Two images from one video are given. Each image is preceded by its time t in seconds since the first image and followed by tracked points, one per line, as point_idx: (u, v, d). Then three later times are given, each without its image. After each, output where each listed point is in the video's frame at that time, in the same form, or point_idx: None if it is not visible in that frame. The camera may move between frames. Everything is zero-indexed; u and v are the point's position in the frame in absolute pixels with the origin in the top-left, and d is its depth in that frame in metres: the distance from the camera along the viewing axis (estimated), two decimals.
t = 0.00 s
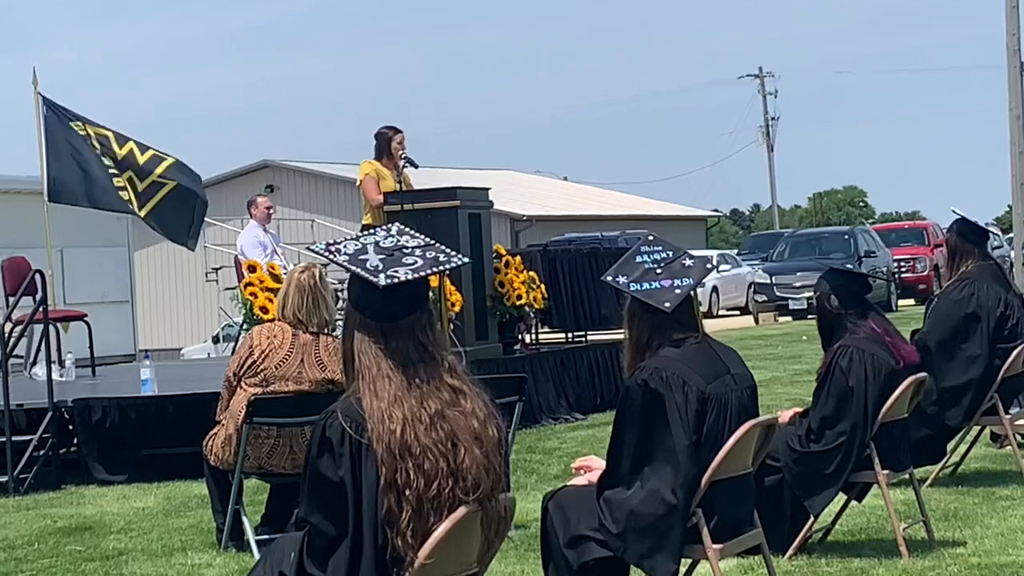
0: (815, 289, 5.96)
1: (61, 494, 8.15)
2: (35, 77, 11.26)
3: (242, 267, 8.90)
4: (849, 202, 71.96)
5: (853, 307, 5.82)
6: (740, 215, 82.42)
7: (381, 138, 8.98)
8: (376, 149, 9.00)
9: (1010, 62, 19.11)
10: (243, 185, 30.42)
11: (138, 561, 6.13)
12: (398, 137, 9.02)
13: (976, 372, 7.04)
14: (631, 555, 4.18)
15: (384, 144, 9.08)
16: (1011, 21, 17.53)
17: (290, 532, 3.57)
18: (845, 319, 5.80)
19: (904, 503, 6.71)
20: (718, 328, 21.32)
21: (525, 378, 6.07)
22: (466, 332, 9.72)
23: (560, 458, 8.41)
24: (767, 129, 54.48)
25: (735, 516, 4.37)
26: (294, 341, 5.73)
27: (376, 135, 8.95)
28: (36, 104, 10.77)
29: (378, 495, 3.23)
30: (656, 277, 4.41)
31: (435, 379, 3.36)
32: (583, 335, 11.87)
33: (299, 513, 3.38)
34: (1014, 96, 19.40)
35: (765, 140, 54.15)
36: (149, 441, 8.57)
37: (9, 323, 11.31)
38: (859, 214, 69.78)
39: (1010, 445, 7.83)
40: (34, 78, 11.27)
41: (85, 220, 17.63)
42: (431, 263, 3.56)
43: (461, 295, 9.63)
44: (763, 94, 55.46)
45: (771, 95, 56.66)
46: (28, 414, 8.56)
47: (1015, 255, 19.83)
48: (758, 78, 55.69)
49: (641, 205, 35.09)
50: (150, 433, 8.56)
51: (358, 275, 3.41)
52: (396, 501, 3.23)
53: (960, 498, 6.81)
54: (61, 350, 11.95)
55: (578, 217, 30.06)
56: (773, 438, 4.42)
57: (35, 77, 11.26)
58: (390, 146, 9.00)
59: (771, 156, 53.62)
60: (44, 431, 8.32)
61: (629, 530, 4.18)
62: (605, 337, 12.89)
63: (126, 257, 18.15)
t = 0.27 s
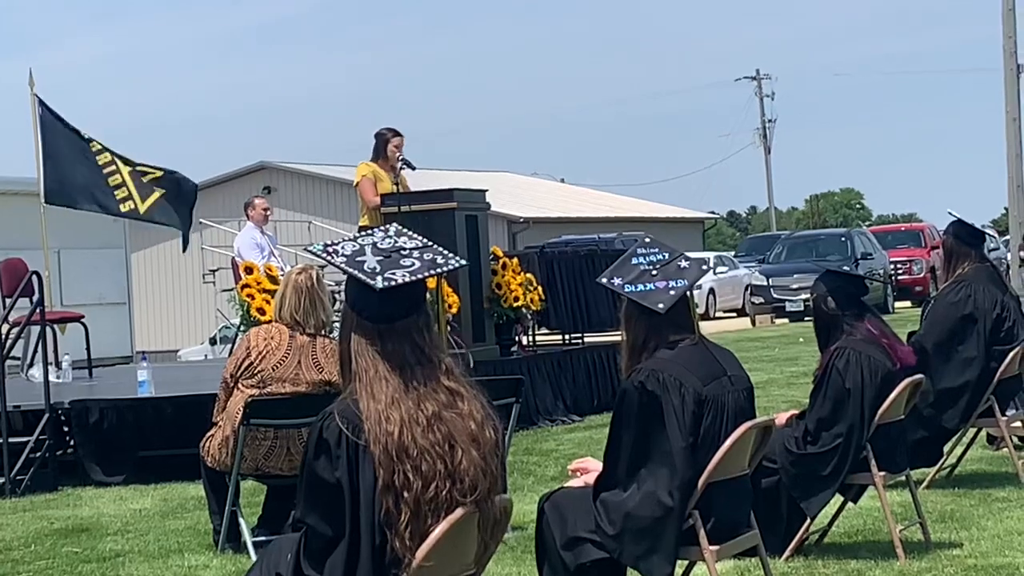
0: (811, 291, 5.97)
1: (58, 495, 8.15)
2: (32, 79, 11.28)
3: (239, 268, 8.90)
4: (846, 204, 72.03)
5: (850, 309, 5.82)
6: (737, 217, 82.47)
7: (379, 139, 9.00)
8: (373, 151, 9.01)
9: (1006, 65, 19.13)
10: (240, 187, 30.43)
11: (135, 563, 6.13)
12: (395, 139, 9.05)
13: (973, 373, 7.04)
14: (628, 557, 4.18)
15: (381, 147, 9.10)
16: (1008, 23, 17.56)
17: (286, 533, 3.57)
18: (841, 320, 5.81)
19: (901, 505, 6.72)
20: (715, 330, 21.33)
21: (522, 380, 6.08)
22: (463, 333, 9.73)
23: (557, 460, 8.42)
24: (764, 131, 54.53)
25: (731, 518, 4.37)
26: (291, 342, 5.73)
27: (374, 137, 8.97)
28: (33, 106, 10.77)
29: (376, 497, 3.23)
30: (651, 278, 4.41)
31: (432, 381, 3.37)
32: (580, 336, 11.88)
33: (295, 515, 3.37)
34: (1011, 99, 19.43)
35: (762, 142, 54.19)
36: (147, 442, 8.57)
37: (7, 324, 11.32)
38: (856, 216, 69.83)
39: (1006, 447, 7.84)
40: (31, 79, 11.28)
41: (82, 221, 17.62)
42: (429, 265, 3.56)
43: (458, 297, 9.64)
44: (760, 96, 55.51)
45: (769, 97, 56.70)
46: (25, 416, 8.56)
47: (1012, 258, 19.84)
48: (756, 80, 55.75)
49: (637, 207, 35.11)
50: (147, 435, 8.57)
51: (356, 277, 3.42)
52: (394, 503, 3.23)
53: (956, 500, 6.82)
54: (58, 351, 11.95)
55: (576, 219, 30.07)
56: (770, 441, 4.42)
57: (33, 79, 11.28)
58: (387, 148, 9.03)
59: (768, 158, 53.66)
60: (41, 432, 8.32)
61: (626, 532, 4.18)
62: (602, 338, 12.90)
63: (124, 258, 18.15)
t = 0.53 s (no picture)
0: (812, 291, 5.97)
1: (58, 494, 8.15)
2: (32, 78, 11.28)
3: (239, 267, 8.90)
4: (846, 203, 72.04)
5: (851, 308, 5.82)
6: (737, 217, 82.50)
7: (380, 139, 8.99)
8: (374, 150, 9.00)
9: (1006, 65, 19.12)
10: (240, 186, 30.42)
11: (135, 562, 6.13)
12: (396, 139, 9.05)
13: (974, 373, 7.04)
14: (628, 557, 4.18)
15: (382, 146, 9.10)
16: (1008, 24, 17.55)
17: (287, 532, 3.56)
18: (842, 320, 5.81)
19: (902, 505, 6.72)
20: (716, 330, 21.32)
21: (522, 379, 6.08)
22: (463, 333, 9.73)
23: (557, 460, 8.42)
24: (764, 131, 54.53)
25: (732, 518, 4.36)
26: (292, 341, 5.73)
27: (374, 136, 8.97)
28: (33, 105, 10.77)
29: (377, 496, 3.23)
30: (650, 277, 4.42)
31: (434, 381, 3.36)
32: (580, 336, 11.88)
33: (296, 514, 3.37)
34: (1011, 99, 19.42)
35: (761, 142, 54.19)
36: (147, 441, 8.57)
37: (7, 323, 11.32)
38: (856, 216, 69.83)
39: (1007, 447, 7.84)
40: (31, 79, 11.28)
41: (82, 220, 17.62)
42: (432, 264, 3.56)
43: (458, 296, 9.64)
44: (760, 96, 55.52)
45: (769, 97, 56.71)
46: (25, 415, 8.56)
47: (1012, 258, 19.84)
48: (756, 80, 55.77)
49: (637, 207, 35.11)
50: (147, 434, 8.56)
51: (359, 276, 3.42)
52: (395, 503, 3.23)
53: (957, 500, 6.82)
54: (58, 350, 11.95)
55: (576, 219, 30.06)
56: (771, 440, 4.42)
57: (33, 78, 11.28)
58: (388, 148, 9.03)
59: (767, 158, 53.66)
60: (41, 431, 8.31)
61: (627, 532, 4.18)
62: (602, 338, 12.90)
63: (124, 257, 18.14)
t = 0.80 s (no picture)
0: (817, 288, 5.96)
1: (63, 491, 8.17)
2: (37, 75, 11.29)
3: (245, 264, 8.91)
4: (850, 200, 71.97)
5: (856, 305, 5.82)
6: (742, 214, 82.44)
7: (385, 136, 8.97)
8: (379, 147, 8.99)
9: (1012, 61, 19.08)
10: (245, 183, 30.44)
11: (141, 558, 6.14)
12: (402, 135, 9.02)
13: (979, 370, 7.05)
14: (634, 553, 4.18)
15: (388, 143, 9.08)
16: (1013, 20, 17.51)
17: (293, 529, 3.57)
18: (847, 317, 5.81)
19: (907, 501, 6.72)
20: (720, 327, 21.32)
21: (528, 376, 6.09)
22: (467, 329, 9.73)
23: (562, 457, 8.42)
24: (768, 128, 54.47)
25: (738, 515, 4.36)
26: (297, 338, 5.73)
27: (380, 133, 8.95)
28: (38, 102, 10.79)
29: (383, 493, 3.23)
30: (654, 274, 4.42)
31: (439, 377, 3.37)
32: (585, 333, 11.88)
33: (302, 510, 3.37)
34: (1017, 95, 19.38)
35: (766, 139, 54.14)
36: (152, 438, 8.58)
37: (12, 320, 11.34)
38: (860, 213, 69.77)
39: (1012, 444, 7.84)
40: (36, 76, 11.29)
41: (87, 217, 17.63)
42: (437, 261, 3.57)
43: (463, 293, 9.64)
44: (765, 93, 55.48)
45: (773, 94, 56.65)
46: (30, 412, 8.57)
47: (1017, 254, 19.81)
48: (760, 76, 55.71)
49: (642, 203, 35.09)
50: (152, 430, 8.58)
51: (365, 272, 3.42)
52: (400, 499, 3.23)
53: (962, 496, 6.82)
54: (63, 347, 11.97)
55: (581, 215, 30.05)
56: (776, 437, 4.42)
57: (38, 76, 11.29)
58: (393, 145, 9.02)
59: (772, 155, 53.61)
60: (47, 428, 8.32)
61: (632, 529, 4.18)
62: (607, 335, 12.90)
63: (129, 254, 18.16)
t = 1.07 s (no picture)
0: (825, 282, 5.95)
1: (71, 485, 8.18)
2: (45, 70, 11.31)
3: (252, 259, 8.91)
4: (858, 194, 71.86)
5: (863, 298, 5.81)
6: (749, 208, 82.35)
7: (392, 131, 8.98)
8: (387, 142, 9.01)
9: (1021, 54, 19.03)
10: (253, 178, 30.45)
11: (148, 553, 6.15)
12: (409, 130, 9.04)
13: (987, 364, 7.03)
14: (641, 548, 4.17)
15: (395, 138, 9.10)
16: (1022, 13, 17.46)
17: (300, 524, 3.57)
18: (855, 311, 5.79)
19: (915, 496, 6.70)
20: (728, 322, 21.30)
21: (535, 370, 6.09)
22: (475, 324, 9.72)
23: (569, 451, 8.42)
24: (776, 122, 54.39)
25: (745, 509, 4.35)
26: (304, 333, 5.73)
27: (387, 128, 8.96)
28: (46, 96, 10.81)
29: (389, 487, 3.23)
30: (661, 267, 4.43)
31: (446, 372, 3.36)
32: (593, 327, 11.86)
33: (309, 505, 3.37)
34: None
35: (773, 133, 54.04)
36: (160, 433, 8.59)
37: (20, 315, 11.36)
38: (868, 207, 69.68)
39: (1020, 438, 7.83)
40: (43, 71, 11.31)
41: (94, 212, 17.64)
42: (446, 256, 3.57)
43: (471, 288, 9.63)
44: (773, 87, 55.40)
45: (781, 88, 56.55)
46: (38, 407, 8.59)
47: None
48: (768, 70, 55.64)
49: (650, 198, 35.05)
50: (159, 425, 8.59)
51: (374, 265, 3.42)
52: (407, 494, 3.23)
53: (970, 491, 6.81)
54: (71, 342, 11.99)
55: (588, 210, 30.03)
56: (783, 431, 4.41)
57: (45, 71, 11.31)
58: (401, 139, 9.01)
59: (779, 149, 53.54)
60: (55, 423, 8.33)
61: (639, 523, 4.18)
62: (614, 329, 12.89)
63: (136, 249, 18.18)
